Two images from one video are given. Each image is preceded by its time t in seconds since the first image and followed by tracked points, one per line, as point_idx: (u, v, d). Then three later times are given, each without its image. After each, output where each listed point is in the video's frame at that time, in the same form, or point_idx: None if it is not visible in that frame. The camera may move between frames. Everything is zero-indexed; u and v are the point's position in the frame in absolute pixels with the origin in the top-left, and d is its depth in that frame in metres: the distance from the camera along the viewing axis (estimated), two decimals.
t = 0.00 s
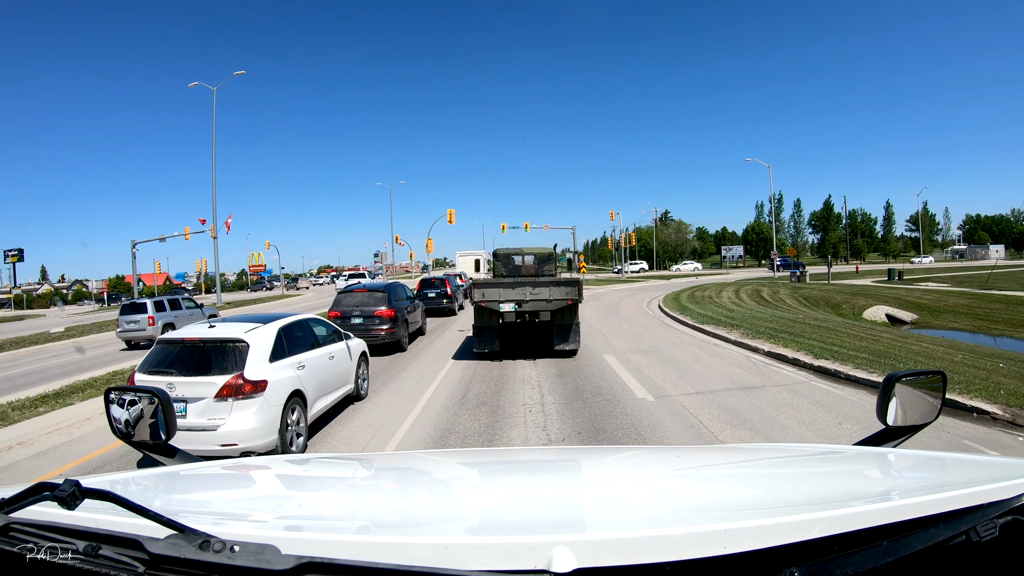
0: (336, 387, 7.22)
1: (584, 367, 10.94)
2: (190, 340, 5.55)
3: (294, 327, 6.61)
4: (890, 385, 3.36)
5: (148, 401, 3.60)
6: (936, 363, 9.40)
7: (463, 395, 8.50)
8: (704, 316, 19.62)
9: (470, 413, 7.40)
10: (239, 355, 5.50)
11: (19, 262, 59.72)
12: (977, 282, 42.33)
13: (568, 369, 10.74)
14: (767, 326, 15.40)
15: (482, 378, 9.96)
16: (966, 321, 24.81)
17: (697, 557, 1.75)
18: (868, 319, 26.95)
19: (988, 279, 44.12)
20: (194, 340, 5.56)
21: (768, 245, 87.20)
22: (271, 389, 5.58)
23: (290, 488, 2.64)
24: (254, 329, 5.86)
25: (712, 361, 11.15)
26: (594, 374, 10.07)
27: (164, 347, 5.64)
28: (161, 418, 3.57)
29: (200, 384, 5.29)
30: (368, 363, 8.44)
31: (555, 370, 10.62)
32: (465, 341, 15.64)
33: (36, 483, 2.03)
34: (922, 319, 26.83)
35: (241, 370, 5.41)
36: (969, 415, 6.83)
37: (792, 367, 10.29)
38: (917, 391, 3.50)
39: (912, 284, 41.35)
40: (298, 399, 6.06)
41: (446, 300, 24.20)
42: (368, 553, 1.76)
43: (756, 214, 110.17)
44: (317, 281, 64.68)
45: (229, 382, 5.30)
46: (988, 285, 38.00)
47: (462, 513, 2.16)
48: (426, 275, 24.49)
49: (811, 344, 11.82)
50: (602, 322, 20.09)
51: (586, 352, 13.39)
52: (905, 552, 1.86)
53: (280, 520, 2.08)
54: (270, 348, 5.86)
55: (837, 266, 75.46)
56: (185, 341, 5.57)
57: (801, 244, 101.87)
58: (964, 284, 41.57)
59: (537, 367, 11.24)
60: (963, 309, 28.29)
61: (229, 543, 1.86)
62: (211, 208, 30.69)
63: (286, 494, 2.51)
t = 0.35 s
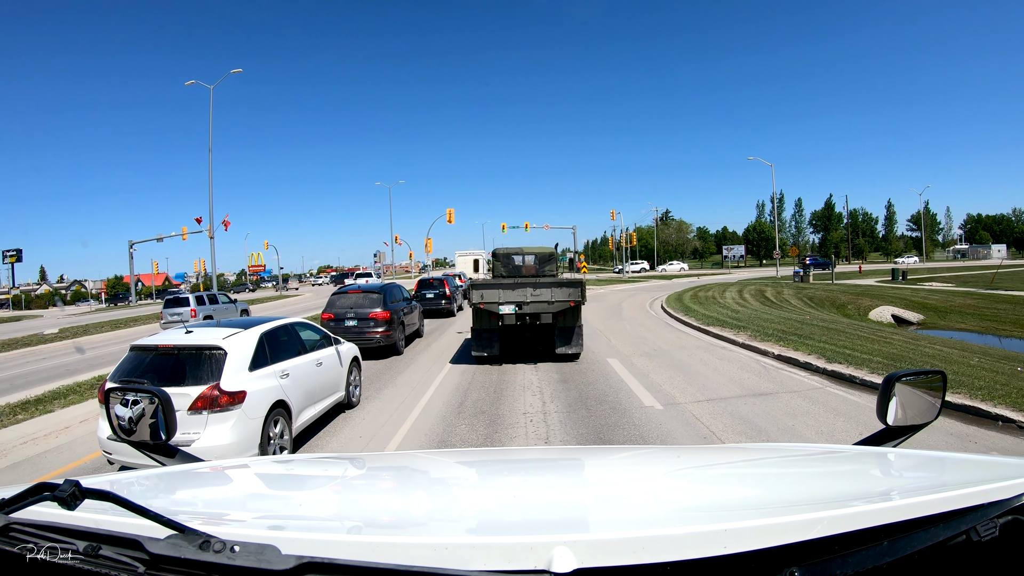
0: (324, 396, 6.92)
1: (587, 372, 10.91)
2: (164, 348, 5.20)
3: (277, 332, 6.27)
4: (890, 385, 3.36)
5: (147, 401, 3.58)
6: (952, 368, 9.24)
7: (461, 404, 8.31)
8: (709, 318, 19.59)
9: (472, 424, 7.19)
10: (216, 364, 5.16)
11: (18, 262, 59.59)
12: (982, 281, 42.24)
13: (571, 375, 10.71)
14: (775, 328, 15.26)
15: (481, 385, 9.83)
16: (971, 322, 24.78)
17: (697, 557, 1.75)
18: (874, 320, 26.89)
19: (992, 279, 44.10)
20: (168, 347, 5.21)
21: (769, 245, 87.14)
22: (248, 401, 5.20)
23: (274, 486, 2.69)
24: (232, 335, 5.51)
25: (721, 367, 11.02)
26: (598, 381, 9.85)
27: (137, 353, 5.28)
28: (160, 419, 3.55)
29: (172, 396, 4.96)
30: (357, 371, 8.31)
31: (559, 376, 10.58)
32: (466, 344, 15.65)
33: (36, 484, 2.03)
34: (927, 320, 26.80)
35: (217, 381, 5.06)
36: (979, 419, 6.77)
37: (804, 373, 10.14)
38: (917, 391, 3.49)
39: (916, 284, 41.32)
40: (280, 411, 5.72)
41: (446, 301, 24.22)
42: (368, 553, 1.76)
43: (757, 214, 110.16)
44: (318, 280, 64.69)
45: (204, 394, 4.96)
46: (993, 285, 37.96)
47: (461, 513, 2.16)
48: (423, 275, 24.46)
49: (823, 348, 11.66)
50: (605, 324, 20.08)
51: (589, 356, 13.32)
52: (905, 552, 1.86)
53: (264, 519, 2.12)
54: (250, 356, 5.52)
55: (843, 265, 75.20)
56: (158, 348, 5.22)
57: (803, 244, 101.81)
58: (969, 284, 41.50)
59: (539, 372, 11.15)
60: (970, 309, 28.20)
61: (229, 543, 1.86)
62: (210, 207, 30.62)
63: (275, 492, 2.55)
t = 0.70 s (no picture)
0: (314, 403, 6.87)
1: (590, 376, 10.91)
2: (140, 351, 5.19)
3: (263, 337, 6.23)
4: (890, 385, 3.35)
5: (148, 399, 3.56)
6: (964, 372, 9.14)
7: (458, 412, 8.23)
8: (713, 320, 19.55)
9: (474, 433, 7.12)
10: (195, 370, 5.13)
11: (18, 262, 59.51)
12: (986, 281, 42.30)
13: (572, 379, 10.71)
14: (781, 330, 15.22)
15: (479, 391, 9.76)
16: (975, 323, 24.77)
17: (697, 557, 1.75)
18: (879, 320, 26.84)
19: (994, 279, 44.09)
20: (144, 354, 5.17)
21: (770, 245, 87.17)
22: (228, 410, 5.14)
23: (256, 485, 2.72)
24: (213, 341, 5.46)
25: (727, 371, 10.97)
26: (601, 387, 9.77)
27: (113, 359, 5.24)
28: (161, 418, 3.57)
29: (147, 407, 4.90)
30: (350, 376, 8.29)
31: (561, 381, 10.56)
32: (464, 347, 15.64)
33: (37, 484, 2.03)
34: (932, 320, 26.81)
35: (196, 390, 5.00)
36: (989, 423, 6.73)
37: (815, 377, 10.13)
38: (917, 390, 3.48)
39: (921, 285, 41.28)
40: (265, 422, 5.68)
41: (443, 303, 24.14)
42: (368, 553, 1.77)
43: (759, 214, 110.12)
44: (318, 281, 64.70)
45: (182, 404, 4.90)
46: (997, 285, 37.96)
47: (461, 514, 2.16)
48: (422, 276, 24.45)
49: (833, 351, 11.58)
50: (608, 326, 20.07)
51: (591, 359, 13.30)
52: (905, 551, 1.86)
53: (247, 519, 2.13)
54: (233, 363, 5.47)
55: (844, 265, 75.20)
56: (135, 355, 5.18)
57: (804, 244, 101.82)
58: (972, 284, 41.54)
59: (540, 377, 11.11)
60: (975, 310, 28.15)
61: (229, 544, 1.86)
62: (210, 207, 30.58)
63: (262, 492, 2.58)
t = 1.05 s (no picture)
0: (306, 408, 6.85)
1: (592, 379, 10.91)
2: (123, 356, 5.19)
3: (250, 341, 6.21)
4: (890, 385, 3.35)
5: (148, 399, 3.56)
6: (975, 375, 9.07)
7: (456, 418, 8.20)
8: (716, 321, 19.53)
9: (475, 439, 7.09)
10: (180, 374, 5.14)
11: (17, 261, 59.49)
12: (989, 281, 42.25)
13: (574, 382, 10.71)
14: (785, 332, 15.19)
15: (479, 395, 9.73)
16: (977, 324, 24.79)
17: (696, 557, 1.75)
18: (881, 321, 26.84)
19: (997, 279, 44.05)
20: (126, 358, 5.18)
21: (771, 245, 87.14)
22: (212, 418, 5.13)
23: (244, 484, 2.71)
24: (198, 344, 5.45)
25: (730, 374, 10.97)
26: (603, 392, 9.74)
27: (95, 364, 5.24)
28: (161, 418, 3.57)
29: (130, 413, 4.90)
30: (344, 380, 8.27)
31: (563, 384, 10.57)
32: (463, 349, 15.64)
33: (37, 483, 2.03)
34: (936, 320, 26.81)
35: (179, 397, 4.99)
36: (999, 428, 6.67)
37: (824, 380, 10.10)
38: (917, 390, 3.48)
39: (924, 285, 41.28)
40: (252, 430, 5.66)
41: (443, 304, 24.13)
42: (368, 553, 1.77)
43: (760, 213, 110.02)
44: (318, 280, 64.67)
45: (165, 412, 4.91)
46: (1001, 285, 37.99)
47: (460, 514, 2.16)
48: (421, 276, 24.44)
49: (839, 354, 11.54)
50: (609, 327, 20.07)
51: (592, 361, 13.29)
52: (905, 552, 1.86)
53: (235, 518, 2.14)
54: (218, 368, 5.45)
55: (845, 266, 75.21)
56: (117, 359, 5.19)
57: (805, 244, 101.76)
58: (974, 284, 41.55)
59: (541, 381, 11.10)
60: (978, 310, 28.10)
61: (229, 543, 1.86)
62: (209, 206, 30.57)
63: (251, 491, 2.58)
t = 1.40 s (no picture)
0: (301, 412, 6.85)
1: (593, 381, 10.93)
2: (112, 359, 5.18)
3: (243, 343, 6.21)
4: (890, 385, 3.35)
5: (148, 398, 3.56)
6: (980, 377, 9.05)
7: (455, 420, 8.20)
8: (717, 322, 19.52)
9: (476, 443, 7.07)
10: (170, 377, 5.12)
11: (16, 261, 59.55)
12: (990, 281, 42.31)
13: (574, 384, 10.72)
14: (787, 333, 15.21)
15: (478, 398, 9.73)
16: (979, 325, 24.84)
17: (696, 557, 1.75)
18: (882, 322, 26.85)
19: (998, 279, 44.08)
20: (115, 361, 5.15)
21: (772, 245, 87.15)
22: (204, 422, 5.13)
23: (241, 484, 2.72)
24: (189, 347, 5.45)
25: (732, 375, 10.97)
26: (604, 394, 9.72)
27: (84, 367, 5.24)
28: (161, 418, 3.57)
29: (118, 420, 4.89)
30: (343, 381, 8.28)
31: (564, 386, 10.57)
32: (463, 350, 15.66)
33: (37, 484, 2.03)
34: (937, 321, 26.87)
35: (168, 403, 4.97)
36: (1006, 431, 6.64)
37: (827, 382, 10.13)
38: (917, 390, 3.48)
39: (925, 285, 41.31)
40: (247, 435, 5.66)
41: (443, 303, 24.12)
42: (368, 553, 1.76)
43: (761, 213, 110.03)
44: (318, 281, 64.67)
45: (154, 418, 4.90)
46: (1002, 285, 38.06)
47: (460, 514, 2.16)
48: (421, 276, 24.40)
49: (842, 355, 11.53)
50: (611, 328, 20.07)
51: (594, 363, 13.28)
52: (905, 551, 1.86)
53: (232, 518, 2.13)
54: (209, 371, 5.45)
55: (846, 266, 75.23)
56: (106, 362, 5.17)
57: (806, 244, 101.79)
58: (975, 284, 41.62)
59: (541, 382, 11.08)
60: (980, 310, 28.11)
61: (229, 544, 1.86)
62: (209, 206, 30.54)
63: (246, 491, 2.58)
